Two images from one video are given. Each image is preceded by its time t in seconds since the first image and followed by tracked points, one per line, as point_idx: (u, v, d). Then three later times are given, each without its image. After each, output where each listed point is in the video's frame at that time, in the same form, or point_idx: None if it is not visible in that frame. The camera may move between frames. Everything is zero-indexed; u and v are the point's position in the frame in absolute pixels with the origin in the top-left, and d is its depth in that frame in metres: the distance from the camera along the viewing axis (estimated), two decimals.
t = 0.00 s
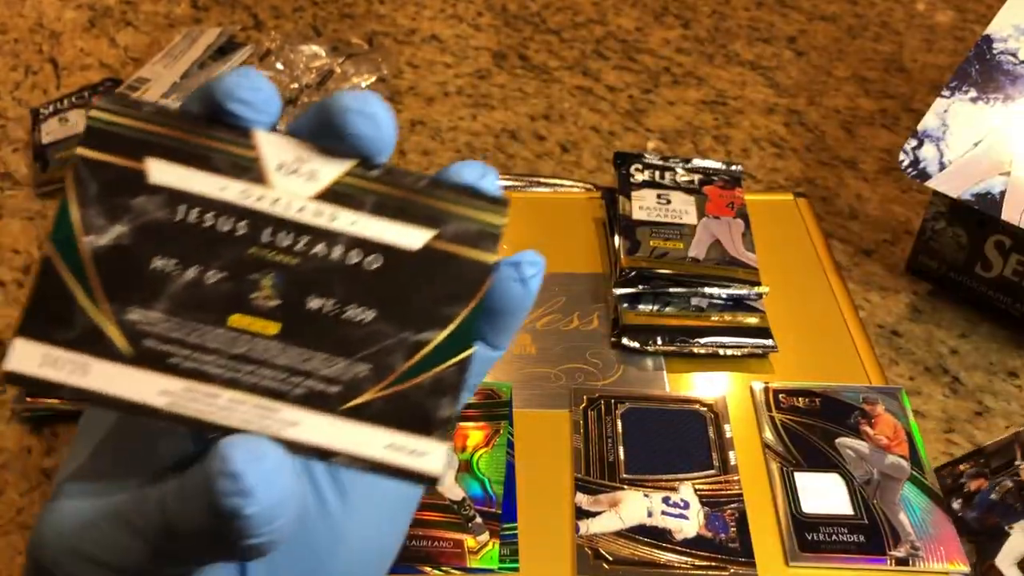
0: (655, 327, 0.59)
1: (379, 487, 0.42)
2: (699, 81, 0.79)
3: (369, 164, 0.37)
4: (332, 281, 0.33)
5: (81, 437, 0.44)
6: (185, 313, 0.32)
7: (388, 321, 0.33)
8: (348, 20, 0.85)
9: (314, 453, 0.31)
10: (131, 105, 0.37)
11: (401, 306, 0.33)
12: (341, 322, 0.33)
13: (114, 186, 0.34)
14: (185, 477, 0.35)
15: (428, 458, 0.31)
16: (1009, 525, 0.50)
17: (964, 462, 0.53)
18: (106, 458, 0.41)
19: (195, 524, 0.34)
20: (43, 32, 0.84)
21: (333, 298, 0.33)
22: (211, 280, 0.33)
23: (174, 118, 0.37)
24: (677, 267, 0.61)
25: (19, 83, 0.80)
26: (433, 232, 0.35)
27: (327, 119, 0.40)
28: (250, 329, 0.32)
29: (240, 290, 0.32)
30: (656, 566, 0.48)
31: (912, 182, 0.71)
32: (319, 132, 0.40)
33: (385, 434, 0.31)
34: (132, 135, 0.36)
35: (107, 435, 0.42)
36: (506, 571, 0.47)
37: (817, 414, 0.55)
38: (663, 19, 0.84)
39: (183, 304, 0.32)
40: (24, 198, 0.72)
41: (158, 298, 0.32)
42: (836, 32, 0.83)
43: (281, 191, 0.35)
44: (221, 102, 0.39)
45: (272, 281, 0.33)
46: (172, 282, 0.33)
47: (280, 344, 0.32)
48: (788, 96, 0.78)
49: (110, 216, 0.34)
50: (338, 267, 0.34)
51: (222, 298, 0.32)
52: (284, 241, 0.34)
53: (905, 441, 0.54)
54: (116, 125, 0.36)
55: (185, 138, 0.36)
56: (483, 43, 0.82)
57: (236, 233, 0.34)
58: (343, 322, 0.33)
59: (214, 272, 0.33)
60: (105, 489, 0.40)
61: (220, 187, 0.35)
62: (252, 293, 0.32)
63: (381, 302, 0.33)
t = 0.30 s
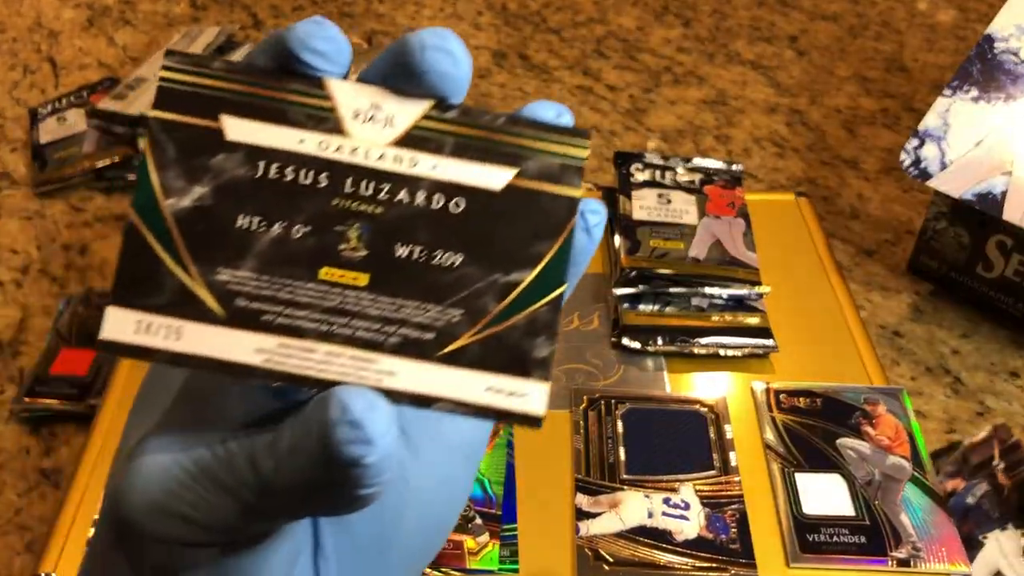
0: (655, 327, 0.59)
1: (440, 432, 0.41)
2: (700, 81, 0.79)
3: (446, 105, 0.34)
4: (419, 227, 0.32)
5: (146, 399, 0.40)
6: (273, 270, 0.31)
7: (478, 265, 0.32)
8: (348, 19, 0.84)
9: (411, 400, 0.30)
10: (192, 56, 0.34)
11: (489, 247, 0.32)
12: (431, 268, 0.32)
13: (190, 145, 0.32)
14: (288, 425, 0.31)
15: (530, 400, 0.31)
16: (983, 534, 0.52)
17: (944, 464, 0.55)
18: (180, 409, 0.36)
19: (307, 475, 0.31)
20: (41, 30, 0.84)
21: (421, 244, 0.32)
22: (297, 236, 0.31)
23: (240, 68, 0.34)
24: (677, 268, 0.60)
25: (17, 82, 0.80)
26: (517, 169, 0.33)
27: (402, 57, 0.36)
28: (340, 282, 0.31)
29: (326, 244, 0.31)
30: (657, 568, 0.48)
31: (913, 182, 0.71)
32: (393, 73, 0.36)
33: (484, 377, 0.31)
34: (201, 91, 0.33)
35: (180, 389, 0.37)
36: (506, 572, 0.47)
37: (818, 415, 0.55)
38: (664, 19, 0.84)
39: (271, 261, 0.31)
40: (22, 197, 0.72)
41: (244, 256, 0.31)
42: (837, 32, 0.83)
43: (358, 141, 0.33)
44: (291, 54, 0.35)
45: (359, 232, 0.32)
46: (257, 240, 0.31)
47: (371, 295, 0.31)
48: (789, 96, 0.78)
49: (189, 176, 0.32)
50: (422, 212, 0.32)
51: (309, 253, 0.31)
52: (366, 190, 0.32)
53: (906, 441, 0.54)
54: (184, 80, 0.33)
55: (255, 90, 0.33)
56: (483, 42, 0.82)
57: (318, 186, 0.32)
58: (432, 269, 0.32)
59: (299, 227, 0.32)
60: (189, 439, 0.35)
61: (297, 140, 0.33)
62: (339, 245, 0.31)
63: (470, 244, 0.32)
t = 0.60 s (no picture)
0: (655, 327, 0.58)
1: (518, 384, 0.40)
2: (700, 81, 0.79)
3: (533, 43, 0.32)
4: (514, 175, 0.31)
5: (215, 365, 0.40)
6: (367, 230, 0.31)
7: (576, 212, 0.32)
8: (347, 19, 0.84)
9: (523, 355, 0.31)
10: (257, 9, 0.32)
11: (588, 192, 0.32)
12: (528, 218, 0.31)
13: (269, 105, 0.31)
14: (392, 387, 0.31)
15: (641, 349, 0.32)
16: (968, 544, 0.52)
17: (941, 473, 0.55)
18: (267, 373, 0.36)
19: (416, 435, 0.31)
20: (40, 30, 0.84)
21: (517, 194, 0.31)
22: (388, 192, 0.31)
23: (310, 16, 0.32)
24: (680, 268, 0.61)
25: (17, 82, 0.80)
26: (610, 108, 0.32)
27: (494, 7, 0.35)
28: (436, 239, 0.31)
29: (419, 199, 0.31)
30: (656, 568, 0.48)
31: (914, 182, 0.71)
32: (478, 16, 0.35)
33: (594, 328, 0.32)
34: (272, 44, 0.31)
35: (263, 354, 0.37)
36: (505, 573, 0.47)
37: (819, 415, 0.55)
38: (664, 18, 0.84)
39: (363, 222, 0.31)
40: (21, 198, 0.72)
41: (336, 218, 0.31)
42: (837, 32, 0.83)
43: (444, 89, 0.31)
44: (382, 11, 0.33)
45: (451, 185, 0.31)
46: (348, 199, 0.31)
47: (469, 250, 0.31)
48: (789, 96, 0.78)
49: (269, 138, 0.31)
50: (515, 158, 0.31)
51: (401, 211, 0.31)
52: (454, 140, 0.31)
53: (907, 442, 0.54)
54: (254, 33, 0.31)
55: (334, 41, 0.31)
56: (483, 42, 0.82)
57: (405, 138, 0.31)
58: (531, 219, 0.31)
59: (389, 182, 0.31)
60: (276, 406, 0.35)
61: (379, 92, 0.31)
62: (432, 200, 0.31)
63: (567, 190, 0.32)
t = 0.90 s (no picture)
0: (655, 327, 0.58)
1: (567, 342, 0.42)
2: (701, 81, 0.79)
3: None
4: (591, 137, 0.32)
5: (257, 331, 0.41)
6: (441, 206, 0.33)
7: (657, 168, 0.33)
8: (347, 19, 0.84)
9: (604, 321, 0.34)
10: None
11: (669, 150, 0.33)
12: (606, 180, 0.33)
13: (326, 78, 0.32)
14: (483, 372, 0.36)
15: (730, 307, 0.34)
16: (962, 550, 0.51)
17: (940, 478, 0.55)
18: (324, 350, 0.38)
19: (511, 408, 0.35)
20: (39, 30, 0.84)
21: (594, 155, 0.33)
22: (460, 164, 0.32)
23: None
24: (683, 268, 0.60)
25: (16, 81, 0.80)
26: (685, 56, 0.32)
27: None
28: (512, 210, 0.33)
29: (493, 169, 0.32)
30: (656, 568, 0.47)
31: (915, 181, 0.71)
32: None
33: (681, 291, 0.33)
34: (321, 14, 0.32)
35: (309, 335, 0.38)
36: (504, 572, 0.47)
37: (819, 415, 0.55)
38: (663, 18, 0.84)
39: (438, 196, 0.33)
40: (20, 197, 0.72)
41: (406, 196, 0.33)
42: (837, 31, 0.82)
43: (510, 48, 0.32)
44: None
45: (525, 151, 0.32)
46: (417, 174, 0.32)
47: (546, 219, 0.33)
48: (790, 96, 0.78)
49: (329, 114, 0.32)
50: (589, 118, 0.32)
51: (476, 182, 0.32)
52: (526, 103, 0.32)
53: (908, 442, 0.54)
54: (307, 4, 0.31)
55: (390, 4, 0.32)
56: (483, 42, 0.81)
57: (474, 104, 0.32)
58: (611, 179, 0.33)
59: (459, 154, 0.32)
60: (347, 384, 0.38)
61: (442, 56, 0.32)
62: (506, 169, 0.32)
63: (645, 148, 0.33)
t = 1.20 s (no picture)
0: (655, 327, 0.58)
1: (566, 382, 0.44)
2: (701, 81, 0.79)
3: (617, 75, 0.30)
4: (609, 212, 0.31)
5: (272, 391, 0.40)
6: (471, 279, 0.32)
7: (671, 239, 0.32)
8: (347, 19, 0.84)
9: (626, 383, 0.33)
10: (334, 64, 0.30)
11: (683, 223, 0.32)
12: (628, 252, 0.32)
13: (367, 162, 0.31)
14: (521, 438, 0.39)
15: (736, 366, 0.33)
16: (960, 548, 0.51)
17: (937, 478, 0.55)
18: (357, 414, 0.39)
19: (546, 468, 0.40)
20: (39, 30, 0.84)
21: (612, 229, 0.32)
22: (491, 241, 0.32)
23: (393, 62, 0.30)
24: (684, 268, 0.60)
25: (16, 82, 0.80)
26: (694, 134, 0.31)
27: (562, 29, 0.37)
28: (538, 281, 0.32)
29: (521, 246, 0.32)
30: (656, 568, 0.48)
31: (916, 181, 0.71)
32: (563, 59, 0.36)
33: (694, 352, 0.33)
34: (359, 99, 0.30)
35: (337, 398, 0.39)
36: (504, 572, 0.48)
37: (819, 415, 0.55)
38: (664, 18, 0.83)
39: (468, 271, 0.32)
40: (20, 198, 0.72)
41: (441, 270, 0.32)
42: (838, 31, 0.82)
43: (534, 133, 0.30)
44: (458, 47, 0.35)
45: (549, 225, 0.32)
46: (452, 251, 0.32)
47: (570, 288, 0.32)
48: (790, 96, 0.78)
49: (370, 197, 0.31)
50: (608, 196, 0.31)
51: (503, 258, 0.32)
52: (548, 182, 0.31)
53: (908, 442, 0.54)
54: (340, 93, 0.30)
55: (423, 89, 0.30)
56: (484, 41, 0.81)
57: (503, 184, 0.31)
58: (628, 253, 0.32)
59: (489, 230, 0.32)
60: (383, 443, 0.39)
61: (471, 141, 0.30)
62: (532, 244, 0.32)
63: (660, 222, 0.32)
